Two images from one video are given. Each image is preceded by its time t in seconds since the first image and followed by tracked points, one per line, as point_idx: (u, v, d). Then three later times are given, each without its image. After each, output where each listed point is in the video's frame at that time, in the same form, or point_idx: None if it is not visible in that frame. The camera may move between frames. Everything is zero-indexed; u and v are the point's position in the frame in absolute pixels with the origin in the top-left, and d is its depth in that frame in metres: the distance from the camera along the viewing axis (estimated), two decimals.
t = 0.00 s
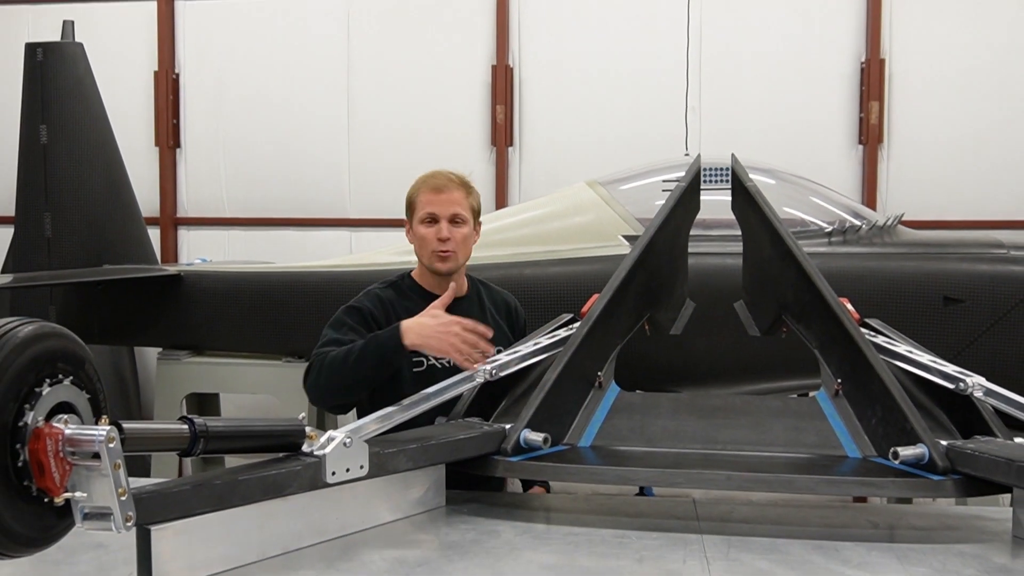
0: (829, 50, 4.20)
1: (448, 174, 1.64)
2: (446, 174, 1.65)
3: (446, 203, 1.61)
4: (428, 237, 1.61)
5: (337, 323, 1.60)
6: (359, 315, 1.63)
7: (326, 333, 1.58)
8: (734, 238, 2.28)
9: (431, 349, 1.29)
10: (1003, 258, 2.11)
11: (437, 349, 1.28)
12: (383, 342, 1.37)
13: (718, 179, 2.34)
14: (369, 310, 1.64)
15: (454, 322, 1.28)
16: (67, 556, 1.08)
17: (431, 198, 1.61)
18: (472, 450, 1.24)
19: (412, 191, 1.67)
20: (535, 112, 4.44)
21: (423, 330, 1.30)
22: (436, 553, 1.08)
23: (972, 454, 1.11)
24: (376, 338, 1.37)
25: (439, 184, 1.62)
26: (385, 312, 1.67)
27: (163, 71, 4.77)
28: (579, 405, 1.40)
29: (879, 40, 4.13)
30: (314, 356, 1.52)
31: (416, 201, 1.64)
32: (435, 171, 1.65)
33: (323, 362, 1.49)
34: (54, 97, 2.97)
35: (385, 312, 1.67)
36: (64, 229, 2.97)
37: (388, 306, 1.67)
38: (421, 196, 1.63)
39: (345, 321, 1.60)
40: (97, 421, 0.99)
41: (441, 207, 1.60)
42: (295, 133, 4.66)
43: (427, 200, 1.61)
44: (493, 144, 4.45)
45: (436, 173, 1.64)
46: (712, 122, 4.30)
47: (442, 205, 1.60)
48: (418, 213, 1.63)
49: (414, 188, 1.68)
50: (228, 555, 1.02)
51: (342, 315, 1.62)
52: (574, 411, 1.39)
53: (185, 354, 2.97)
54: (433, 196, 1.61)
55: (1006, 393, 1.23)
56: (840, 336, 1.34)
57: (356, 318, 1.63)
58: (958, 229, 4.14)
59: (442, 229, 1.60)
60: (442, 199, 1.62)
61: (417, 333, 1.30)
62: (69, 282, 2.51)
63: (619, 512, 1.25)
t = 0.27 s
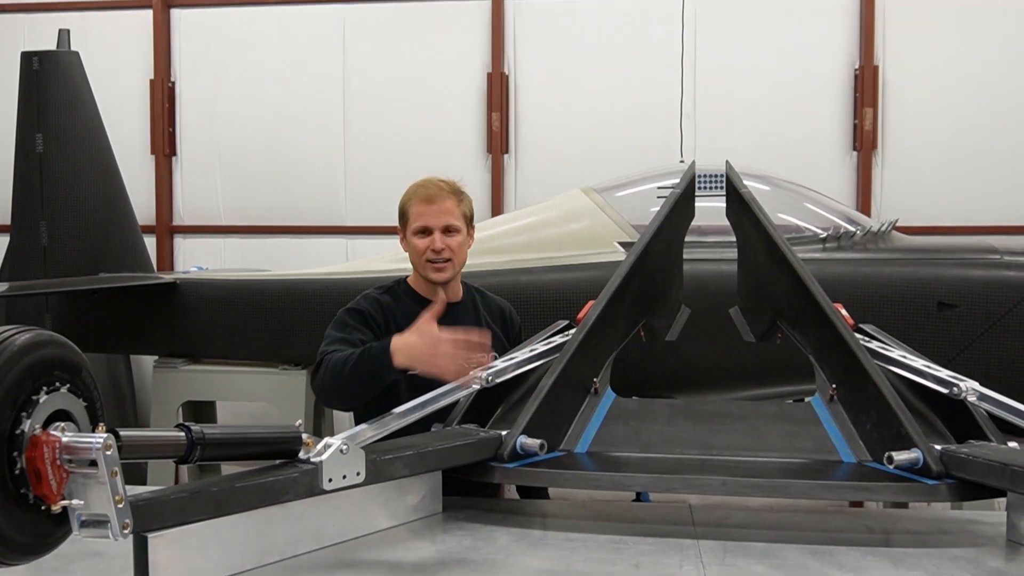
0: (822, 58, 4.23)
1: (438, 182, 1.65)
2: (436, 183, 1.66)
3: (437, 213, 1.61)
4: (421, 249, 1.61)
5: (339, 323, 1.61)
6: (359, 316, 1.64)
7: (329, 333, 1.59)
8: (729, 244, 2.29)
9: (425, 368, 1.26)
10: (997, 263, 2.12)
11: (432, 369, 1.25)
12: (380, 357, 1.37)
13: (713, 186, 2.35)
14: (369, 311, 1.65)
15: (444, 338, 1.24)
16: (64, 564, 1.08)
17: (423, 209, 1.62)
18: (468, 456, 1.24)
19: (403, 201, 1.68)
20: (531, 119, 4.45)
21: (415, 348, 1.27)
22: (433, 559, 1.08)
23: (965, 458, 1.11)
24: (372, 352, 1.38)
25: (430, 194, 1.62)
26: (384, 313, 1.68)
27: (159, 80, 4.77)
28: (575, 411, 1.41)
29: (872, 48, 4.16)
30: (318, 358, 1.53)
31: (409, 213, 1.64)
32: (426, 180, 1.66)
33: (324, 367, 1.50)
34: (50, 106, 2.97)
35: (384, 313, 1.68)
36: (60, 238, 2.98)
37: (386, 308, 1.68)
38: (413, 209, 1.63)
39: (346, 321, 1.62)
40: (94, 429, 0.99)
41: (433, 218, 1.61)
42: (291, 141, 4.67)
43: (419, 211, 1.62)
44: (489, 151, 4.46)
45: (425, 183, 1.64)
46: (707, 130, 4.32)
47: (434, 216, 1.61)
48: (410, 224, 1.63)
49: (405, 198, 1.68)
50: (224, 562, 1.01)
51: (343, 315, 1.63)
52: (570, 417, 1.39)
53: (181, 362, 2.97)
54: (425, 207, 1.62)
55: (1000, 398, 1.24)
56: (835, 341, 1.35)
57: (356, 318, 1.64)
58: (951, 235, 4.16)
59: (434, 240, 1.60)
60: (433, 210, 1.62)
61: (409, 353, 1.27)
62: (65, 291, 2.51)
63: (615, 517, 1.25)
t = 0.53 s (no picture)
0: (821, 59, 4.23)
1: (439, 184, 1.66)
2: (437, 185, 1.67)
3: (437, 213, 1.62)
4: (421, 249, 1.61)
5: (339, 327, 1.61)
6: (358, 318, 1.64)
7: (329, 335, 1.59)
8: (727, 245, 2.29)
9: (420, 385, 1.22)
10: (995, 263, 2.12)
11: (425, 388, 1.21)
12: (372, 368, 1.35)
13: (711, 187, 2.36)
14: (368, 314, 1.65)
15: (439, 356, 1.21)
16: (63, 565, 1.08)
17: (423, 209, 1.63)
18: (468, 457, 1.24)
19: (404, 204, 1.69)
20: (529, 121, 4.46)
21: (410, 364, 1.23)
22: (434, 559, 1.08)
23: (965, 457, 1.12)
24: (365, 363, 1.36)
25: (430, 195, 1.64)
26: (383, 315, 1.68)
27: (159, 82, 4.77)
28: (575, 412, 1.41)
29: (870, 49, 4.17)
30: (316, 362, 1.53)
31: (410, 214, 1.65)
32: (427, 182, 1.68)
33: (321, 373, 1.49)
34: (49, 109, 2.97)
35: (384, 315, 1.68)
36: (59, 240, 2.97)
37: (386, 310, 1.68)
38: (414, 210, 1.64)
39: (346, 324, 1.62)
40: (95, 430, 0.99)
41: (433, 217, 1.62)
42: (290, 144, 4.67)
43: (420, 212, 1.63)
44: (488, 153, 4.47)
45: (427, 185, 1.66)
46: (705, 131, 4.32)
47: (434, 216, 1.62)
48: (411, 225, 1.64)
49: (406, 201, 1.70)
50: (224, 563, 1.01)
51: (342, 318, 1.63)
52: (570, 418, 1.39)
53: (180, 364, 2.97)
54: (426, 207, 1.63)
55: (998, 397, 1.25)
56: (833, 342, 1.35)
57: (356, 321, 1.64)
58: (950, 235, 4.17)
59: (434, 240, 1.60)
60: (434, 210, 1.63)
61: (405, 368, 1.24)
62: (64, 293, 2.51)
63: (615, 518, 1.25)
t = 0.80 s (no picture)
0: (824, 58, 4.23)
1: (456, 189, 1.63)
2: (453, 188, 1.63)
3: (460, 223, 1.60)
4: (440, 257, 1.61)
5: (340, 326, 1.61)
6: (359, 317, 1.64)
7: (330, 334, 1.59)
8: (730, 244, 2.29)
9: (427, 380, 1.23)
10: (998, 263, 2.12)
11: (432, 382, 1.22)
12: (376, 365, 1.35)
13: (714, 186, 2.36)
14: (369, 312, 1.65)
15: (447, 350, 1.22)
16: (68, 563, 1.08)
17: (445, 218, 1.60)
18: (471, 455, 1.24)
19: (415, 203, 1.64)
20: (532, 120, 4.46)
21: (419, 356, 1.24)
22: (437, 558, 1.09)
23: (968, 457, 1.11)
24: (369, 360, 1.36)
25: (451, 203, 1.61)
26: (384, 314, 1.68)
27: (162, 82, 4.78)
28: (578, 411, 1.41)
29: (873, 49, 4.16)
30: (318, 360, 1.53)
31: (427, 218, 1.61)
32: (443, 184, 1.63)
33: (324, 371, 1.49)
34: (53, 108, 2.98)
35: (384, 314, 1.68)
36: (62, 239, 2.98)
37: (387, 309, 1.68)
38: (433, 215, 1.60)
39: (346, 323, 1.62)
40: (99, 427, 0.99)
41: (456, 229, 1.60)
42: (293, 143, 4.67)
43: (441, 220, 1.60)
44: (491, 152, 4.47)
45: (444, 189, 1.61)
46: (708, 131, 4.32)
47: (457, 226, 1.60)
48: (428, 231, 1.61)
49: (417, 199, 1.64)
50: (228, 561, 1.02)
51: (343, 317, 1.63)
52: (573, 417, 1.39)
53: (184, 363, 2.98)
54: (447, 216, 1.60)
55: (1001, 397, 1.25)
56: (837, 341, 1.35)
57: (356, 319, 1.64)
58: (953, 235, 4.16)
59: (456, 251, 1.60)
60: (455, 219, 1.61)
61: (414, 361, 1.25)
62: (67, 292, 2.51)
63: (618, 516, 1.25)
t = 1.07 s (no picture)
0: (827, 59, 4.23)
1: (457, 187, 1.64)
2: (454, 187, 1.64)
3: (459, 219, 1.61)
4: (439, 254, 1.61)
5: (342, 326, 1.61)
6: (361, 317, 1.64)
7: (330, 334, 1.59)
8: (733, 245, 2.29)
9: (436, 377, 1.23)
10: (1001, 264, 2.12)
11: (441, 380, 1.22)
12: (383, 363, 1.35)
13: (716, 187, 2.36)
14: (371, 313, 1.65)
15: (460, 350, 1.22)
16: (71, 562, 1.08)
17: (443, 214, 1.61)
18: (473, 456, 1.24)
19: (416, 202, 1.66)
20: (535, 121, 4.46)
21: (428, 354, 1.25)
22: (439, 558, 1.09)
23: (970, 458, 1.11)
24: (376, 359, 1.36)
25: (450, 200, 1.62)
26: (386, 314, 1.68)
27: (166, 82, 4.79)
28: (580, 411, 1.41)
29: (876, 50, 4.16)
30: (318, 360, 1.53)
31: (427, 216, 1.63)
32: (443, 184, 1.64)
33: (326, 370, 1.48)
34: (57, 108, 2.99)
35: (386, 314, 1.68)
36: (66, 239, 2.98)
37: (389, 310, 1.69)
38: (433, 212, 1.62)
39: (348, 323, 1.62)
40: (102, 426, 0.99)
41: (454, 225, 1.60)
42: (296, 143, 4.68)
43: (440, 217, 1.61)
44: (493, 153, 4.47)
45: (445, 188, 1.63)
46: (711, 131, 4.32)
47: (455, 223, 1.60)
48: (428, 228, 1.62)
49: (418, 198, 1.66)
50: (230, 560, 1.02)
51: (344, 317, 1.64)
52: (575, 417, 1.40)
53: (186, 362, 2.98)
54: (445, 212, 1.61)
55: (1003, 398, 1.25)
56: (840, 342, 1.35)
57: (358, 319, 1.64)
58: (956, 236, 4.16)
59: (454, 246, 1.61)
60: (454, 215, 1.62)
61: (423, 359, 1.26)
62: (71, 292, 2.52)
63: (620, 517, 1.25)
